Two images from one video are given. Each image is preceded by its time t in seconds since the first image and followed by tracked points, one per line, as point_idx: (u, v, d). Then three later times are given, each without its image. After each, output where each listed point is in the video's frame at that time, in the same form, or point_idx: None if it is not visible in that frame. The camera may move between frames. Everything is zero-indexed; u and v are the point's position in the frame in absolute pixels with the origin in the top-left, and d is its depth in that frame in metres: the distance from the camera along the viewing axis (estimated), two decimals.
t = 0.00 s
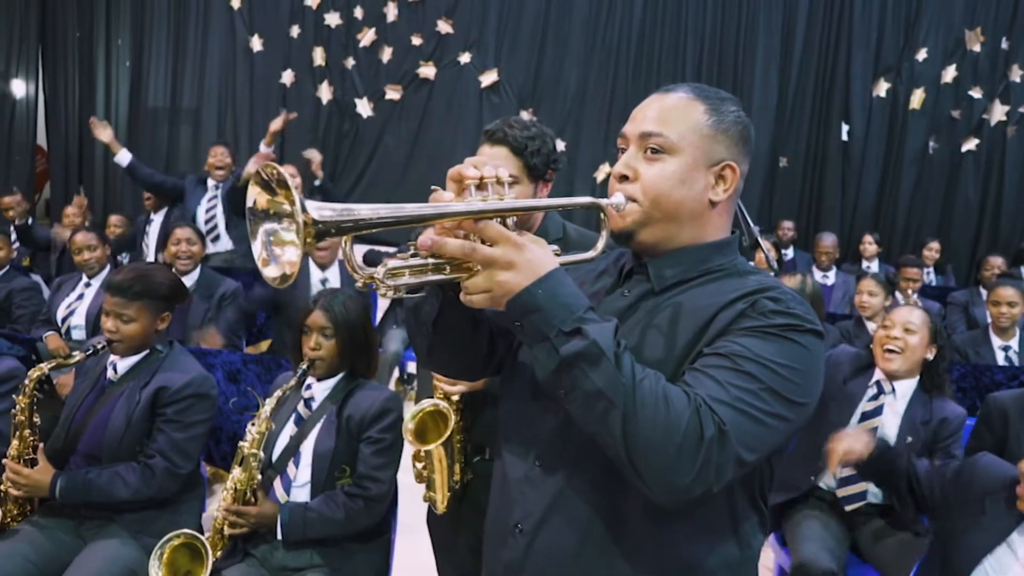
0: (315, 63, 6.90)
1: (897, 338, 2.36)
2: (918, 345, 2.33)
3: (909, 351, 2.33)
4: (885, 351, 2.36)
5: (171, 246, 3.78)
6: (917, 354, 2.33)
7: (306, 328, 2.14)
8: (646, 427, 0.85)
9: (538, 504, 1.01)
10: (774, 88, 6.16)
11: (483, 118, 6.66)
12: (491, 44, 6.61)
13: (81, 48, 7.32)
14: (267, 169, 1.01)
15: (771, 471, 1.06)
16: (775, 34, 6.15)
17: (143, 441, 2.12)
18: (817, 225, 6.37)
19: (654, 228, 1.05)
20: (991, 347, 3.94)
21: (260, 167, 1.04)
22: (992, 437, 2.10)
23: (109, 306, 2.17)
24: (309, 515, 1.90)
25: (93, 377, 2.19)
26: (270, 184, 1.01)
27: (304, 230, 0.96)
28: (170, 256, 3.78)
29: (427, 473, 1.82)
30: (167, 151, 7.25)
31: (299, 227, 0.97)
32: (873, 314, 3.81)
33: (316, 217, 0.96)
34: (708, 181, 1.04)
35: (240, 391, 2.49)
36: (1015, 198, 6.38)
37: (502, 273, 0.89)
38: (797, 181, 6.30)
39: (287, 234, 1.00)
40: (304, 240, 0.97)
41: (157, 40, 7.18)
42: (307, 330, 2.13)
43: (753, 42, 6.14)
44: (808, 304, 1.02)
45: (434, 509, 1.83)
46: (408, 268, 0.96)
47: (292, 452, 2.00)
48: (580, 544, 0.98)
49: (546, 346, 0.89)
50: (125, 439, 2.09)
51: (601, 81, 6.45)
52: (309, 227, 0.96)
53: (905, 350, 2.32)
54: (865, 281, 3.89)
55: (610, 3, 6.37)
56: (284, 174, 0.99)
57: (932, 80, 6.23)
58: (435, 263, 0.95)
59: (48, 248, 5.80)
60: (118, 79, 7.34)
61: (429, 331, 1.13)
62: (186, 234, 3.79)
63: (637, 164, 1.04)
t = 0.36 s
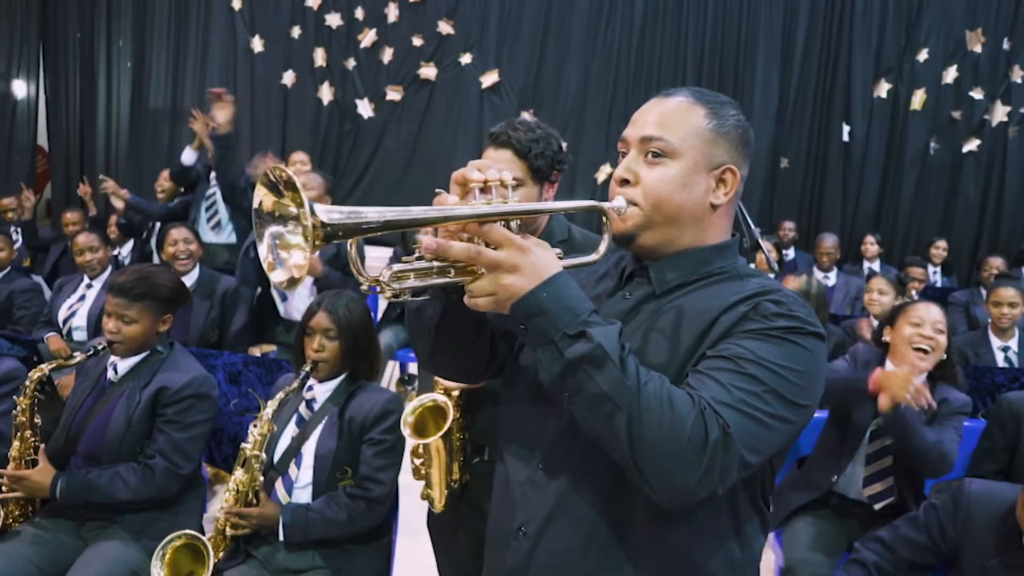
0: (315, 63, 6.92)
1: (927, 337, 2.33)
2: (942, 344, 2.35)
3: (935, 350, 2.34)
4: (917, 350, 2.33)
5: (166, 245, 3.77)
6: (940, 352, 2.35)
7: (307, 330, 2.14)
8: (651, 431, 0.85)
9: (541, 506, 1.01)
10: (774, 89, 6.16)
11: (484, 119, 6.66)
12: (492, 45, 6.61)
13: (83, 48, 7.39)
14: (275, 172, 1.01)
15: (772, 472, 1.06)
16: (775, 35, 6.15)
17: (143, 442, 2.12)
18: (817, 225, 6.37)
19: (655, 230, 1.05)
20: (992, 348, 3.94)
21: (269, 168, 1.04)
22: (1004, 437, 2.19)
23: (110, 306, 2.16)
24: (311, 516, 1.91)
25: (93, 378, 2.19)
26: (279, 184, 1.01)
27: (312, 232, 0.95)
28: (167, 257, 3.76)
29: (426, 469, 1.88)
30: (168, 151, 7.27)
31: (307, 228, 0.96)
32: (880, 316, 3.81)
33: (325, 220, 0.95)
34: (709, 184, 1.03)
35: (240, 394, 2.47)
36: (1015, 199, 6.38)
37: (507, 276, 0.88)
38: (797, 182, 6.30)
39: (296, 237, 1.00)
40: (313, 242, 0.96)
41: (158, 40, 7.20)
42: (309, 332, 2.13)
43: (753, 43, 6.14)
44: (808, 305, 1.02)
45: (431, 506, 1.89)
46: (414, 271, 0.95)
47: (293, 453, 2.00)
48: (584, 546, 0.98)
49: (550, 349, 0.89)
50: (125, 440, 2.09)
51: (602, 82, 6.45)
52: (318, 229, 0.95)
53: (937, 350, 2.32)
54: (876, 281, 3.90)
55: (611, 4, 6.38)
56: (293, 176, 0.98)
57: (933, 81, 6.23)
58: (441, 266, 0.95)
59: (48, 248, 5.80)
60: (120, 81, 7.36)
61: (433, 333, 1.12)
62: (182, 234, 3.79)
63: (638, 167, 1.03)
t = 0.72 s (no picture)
0: (315, 63, 6.93)
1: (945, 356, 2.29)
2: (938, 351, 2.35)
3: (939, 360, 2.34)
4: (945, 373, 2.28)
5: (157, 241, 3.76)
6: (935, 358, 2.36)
7: (307, 329, 2.13)
8: (648, 424, 0.85)
9: (540, 503, 1.01)
10: (775, 87, 6.15)
11: (484, 117, 6.66)
12: (492, 45, 6.61)
13: (83, 47, 7.40)
14: (278, 156, 1.00)
15: (771, 470, 1.05)
16: (776, 35, 6.15)
17: (142, 440, 2.11)
18: (818, 224, 6.36)
19: (655, 226, 1.05)
20: (992, 348, 3.93)
21: (271, 152, 1.03)
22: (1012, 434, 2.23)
23: (109, 305, 2.15)
24: (309, 515, 1.91)
25: (91, 377, 2.19)
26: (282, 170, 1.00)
27: (314, 213, 0.95)
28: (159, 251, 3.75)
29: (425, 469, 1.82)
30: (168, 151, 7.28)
31: (307, 213, 0.96)
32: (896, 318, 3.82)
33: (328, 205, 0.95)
34: (711, 182, 1.03)
35: (240, 393, 2.48)
36: (1017, 198, 6.36)
37: (506, 266, 0.89)
38: (798, 181, 6.29)
39: (295, 223, 0.99)
40: (313, 223, 0.95)
41: (158, 40, 7.21)
42: (308, 332, 2.12)
43: (753, 42, 6.15)
44: (808, 305, 1.02)
45: (431, 507, 1.82)
46: (413, 260, 0.95)
47: (292, 452, 2.01)
48: (584, 544, 0.98)
49: (549, 340, 0.89)
50: (123, 438, 2.09)
51: (602, 81, 6.45)
52: (318, 213, 0.95)
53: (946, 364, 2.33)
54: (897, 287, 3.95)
55: (611, 3, 6.37)
56: (298, 163, 0.98)
57: (934, 80, 6.22)
58: (440, 255, 0.95)
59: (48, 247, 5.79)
60: (120, 80, 7.36)
61: (430, 325, 1.13)
62: (175, 229, 3.78)
63: (640, 162, 1.03)
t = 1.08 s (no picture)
0: (318, 61, 6.96)
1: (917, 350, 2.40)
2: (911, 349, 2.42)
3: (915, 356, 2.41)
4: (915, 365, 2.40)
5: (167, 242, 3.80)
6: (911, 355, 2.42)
7: (312, 325, 2.13)
8: (655, 412, 0.85)
9: (547, 492, 1.01)
10: (777, 86, 6.15)
11: (486, 116, 6.67)
12: (494, 44, 6.62)
13: (85, 46, 7.42)
14: (285, 140, 1.00)
15: (779, 461, 1.06)
16: (778, 34, 6.15)
17: (147, 435, 2.12)
18: (820, 223, 6.37)
19: (663, 217, 1.05)
20: (996, 346, 3.92)
21: (279, 134, 1.03)
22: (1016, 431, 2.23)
23: (115, 300, 2.15)
24: (315, 509, 1.91)
25: (96, 373, 2.19)
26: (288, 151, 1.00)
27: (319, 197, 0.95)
28: (171, 248, 3.79)
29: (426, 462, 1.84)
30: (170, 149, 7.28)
31: (314, 197, 0.96)
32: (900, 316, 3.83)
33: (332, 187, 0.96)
34: (720, 174, 1.04)
35: (244, 388, 2.48)
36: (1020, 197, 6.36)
37: (513, 254, 0.88)
38: (800, 180, 6.27)
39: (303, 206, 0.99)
40: (319, 207, 0.95)
41: (161, 38, 7.23)
42: (314, 326, 2.13)
43: (755, 41, 6.15)
44: (817, 296, 1.02)
45: (431, 501, 1.84)
46: (421, 246, 0.95)
47: (296, 447, 2.01)
48: (591, 535, 0.98)
49: (556, 328, 0.88)
50: (128, 433, 2.09)
51: (604, 80, 6.46)
52: (325, 198, 0.95)
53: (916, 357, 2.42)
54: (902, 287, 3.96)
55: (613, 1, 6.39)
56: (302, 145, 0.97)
57: (936, 79, 6.23)
58: (448, 242, 0.95)
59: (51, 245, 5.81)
60: (122, 79, 7.37)
61: (439, 315, 1.13)
62: (185, 226, 3.80)
63: (649, 154, 1.04)
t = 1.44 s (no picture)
0: (349, 61, 7.03)
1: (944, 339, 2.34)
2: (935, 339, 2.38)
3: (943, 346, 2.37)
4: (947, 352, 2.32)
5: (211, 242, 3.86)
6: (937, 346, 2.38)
7: (369, 319, 2.15)
8: (761, 401, 0.85)
9: (637, 486, 1.01)
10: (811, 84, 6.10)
11: (518, 116, 6.70)
12: (525, 43, 6.65)
13: (121, 47, 7.53)
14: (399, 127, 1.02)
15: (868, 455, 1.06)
16: (812, 31, 6.10)
17: (207, 429, 2.15)
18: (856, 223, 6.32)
19: (750, 210, 1.05)
20: None
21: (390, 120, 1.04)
22: None
23: (175, 295, 2.18)
24: (375, 502, 1.94)
25: (156, 367, 2.23)
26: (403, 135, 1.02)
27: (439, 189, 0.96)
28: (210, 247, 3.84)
29: (484, 452, 1.86)
30: (204, 149, 7.40)
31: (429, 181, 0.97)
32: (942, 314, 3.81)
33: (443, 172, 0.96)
34: (806, 166, 1.04)
35: (297, 382, 2.52)
36: None
37: (611, 243, 0.89)
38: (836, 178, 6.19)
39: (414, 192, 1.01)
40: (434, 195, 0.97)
41: (195, 40, 7.33)
42: (371, 321, 2.15)
43: (789, 38, 6.11)
44: (908, 289, 1.02)
45: (489, 492, 1.85)
46: (521, 236, 0.99)
47: (355, 441, 2.05)
48: (684, 531, 0.99)
49: (653, 317, 0.88)
50: (189, 427, 2.13)
51: (635, 79, 6.46)
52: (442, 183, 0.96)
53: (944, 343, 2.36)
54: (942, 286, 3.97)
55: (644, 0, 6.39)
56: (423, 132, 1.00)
57: (973, 76, 6.17)
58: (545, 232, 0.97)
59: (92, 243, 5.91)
60: (158, 79, 7.47)
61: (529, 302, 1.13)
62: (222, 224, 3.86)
63: (734, 146, 1.04)
